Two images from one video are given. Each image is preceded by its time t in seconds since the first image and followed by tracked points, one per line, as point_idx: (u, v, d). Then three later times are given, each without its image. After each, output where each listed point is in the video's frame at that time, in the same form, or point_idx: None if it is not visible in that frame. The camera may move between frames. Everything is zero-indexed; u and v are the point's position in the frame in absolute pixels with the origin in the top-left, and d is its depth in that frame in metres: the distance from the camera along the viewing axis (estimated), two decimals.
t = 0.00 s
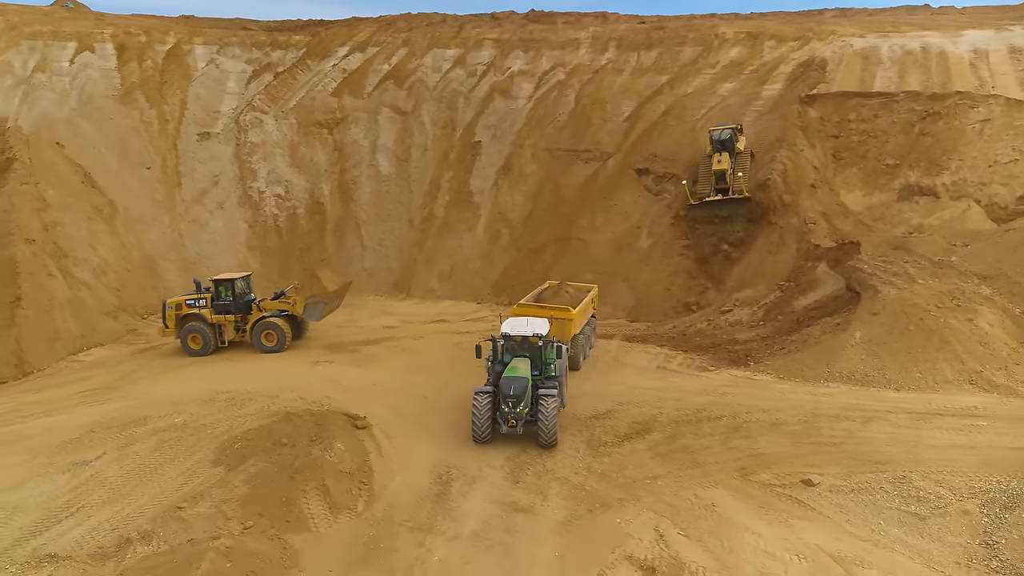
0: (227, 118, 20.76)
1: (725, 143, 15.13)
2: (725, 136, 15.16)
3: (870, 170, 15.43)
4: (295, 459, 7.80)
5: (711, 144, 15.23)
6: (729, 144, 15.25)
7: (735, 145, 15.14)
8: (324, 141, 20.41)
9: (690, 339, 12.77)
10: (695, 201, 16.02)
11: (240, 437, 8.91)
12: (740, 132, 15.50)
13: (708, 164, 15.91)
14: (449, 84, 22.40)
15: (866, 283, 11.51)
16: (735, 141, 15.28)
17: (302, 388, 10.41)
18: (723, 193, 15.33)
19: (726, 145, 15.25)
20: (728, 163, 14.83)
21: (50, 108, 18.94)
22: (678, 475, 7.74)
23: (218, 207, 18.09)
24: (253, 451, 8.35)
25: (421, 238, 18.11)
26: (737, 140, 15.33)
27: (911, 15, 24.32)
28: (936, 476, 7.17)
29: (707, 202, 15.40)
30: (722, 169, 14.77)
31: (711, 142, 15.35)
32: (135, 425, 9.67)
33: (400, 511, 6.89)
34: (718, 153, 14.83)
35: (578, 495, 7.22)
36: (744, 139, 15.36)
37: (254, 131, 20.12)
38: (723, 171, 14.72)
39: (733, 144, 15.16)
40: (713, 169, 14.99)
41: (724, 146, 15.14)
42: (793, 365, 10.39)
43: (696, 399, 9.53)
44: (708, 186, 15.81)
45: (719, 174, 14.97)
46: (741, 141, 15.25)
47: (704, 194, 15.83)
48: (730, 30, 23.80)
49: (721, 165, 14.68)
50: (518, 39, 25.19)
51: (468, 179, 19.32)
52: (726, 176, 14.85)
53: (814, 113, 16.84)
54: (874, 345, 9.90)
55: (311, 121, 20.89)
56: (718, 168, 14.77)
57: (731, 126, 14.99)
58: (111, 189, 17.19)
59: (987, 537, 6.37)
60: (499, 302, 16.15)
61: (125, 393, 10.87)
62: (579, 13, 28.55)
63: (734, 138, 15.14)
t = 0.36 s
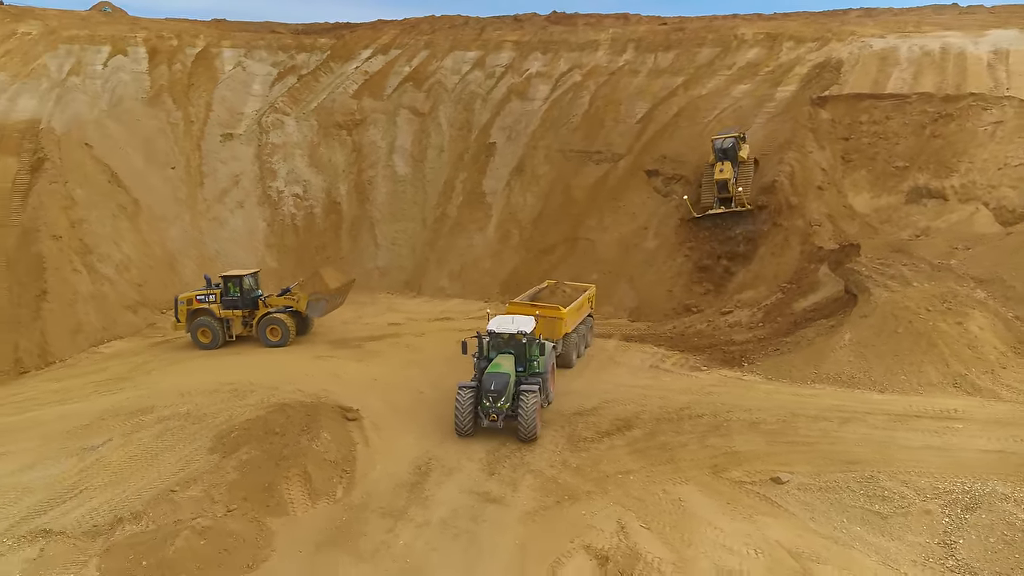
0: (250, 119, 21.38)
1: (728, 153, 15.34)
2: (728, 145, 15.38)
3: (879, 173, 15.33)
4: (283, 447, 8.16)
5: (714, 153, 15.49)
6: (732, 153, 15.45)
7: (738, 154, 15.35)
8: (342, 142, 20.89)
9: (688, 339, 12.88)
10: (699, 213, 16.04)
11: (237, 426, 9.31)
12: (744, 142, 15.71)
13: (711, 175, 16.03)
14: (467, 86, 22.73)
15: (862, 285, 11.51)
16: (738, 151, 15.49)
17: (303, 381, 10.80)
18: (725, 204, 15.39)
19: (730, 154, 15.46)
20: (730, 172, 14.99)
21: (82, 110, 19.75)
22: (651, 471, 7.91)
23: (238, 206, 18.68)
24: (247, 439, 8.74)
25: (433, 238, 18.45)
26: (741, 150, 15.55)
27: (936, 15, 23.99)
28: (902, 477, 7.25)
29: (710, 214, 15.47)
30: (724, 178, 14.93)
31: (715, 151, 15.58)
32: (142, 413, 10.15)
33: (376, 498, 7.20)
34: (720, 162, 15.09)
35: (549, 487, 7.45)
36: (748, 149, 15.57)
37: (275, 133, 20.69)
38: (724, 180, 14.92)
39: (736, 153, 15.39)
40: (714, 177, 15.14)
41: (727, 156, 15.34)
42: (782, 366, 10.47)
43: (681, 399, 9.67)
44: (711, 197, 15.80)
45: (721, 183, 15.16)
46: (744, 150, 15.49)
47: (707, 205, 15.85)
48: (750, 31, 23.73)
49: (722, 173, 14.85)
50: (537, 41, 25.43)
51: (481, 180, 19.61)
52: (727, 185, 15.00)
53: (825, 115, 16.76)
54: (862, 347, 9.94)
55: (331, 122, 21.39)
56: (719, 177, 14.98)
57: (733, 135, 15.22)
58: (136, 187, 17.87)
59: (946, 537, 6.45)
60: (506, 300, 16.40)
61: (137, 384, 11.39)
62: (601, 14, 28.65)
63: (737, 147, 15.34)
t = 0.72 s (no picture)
0: (269, 122, 21.95)
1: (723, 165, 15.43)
2: (722, 157, 15.47)
3: (884, 176, 15.27)
4: (271, 438, 8.53)
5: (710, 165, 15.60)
6: (728, 164, 15.54)
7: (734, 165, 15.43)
8: (357, 144, 21.34)
9: (682, 341, 13.00)
10: (695, 226, 16.09)
11: (232, 419, 9.72)
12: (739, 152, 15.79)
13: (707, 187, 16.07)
14: (481, 89, 23.05)
15: (854, 288, 11.53)
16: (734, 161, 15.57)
17: (300, 377, 11.19)
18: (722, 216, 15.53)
19: (725, 165, 15.56)
20: (725, 184, 15.09)
21: (108, 112, 20.50)
22: (622, 468, 8.11)
23: (255, 206, 19.22)
24: (239, 431, 9.13)
25: (443, 238, 18.78)
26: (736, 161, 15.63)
27: (957, 16, 23.73)
28: (865, 478, 7.36)
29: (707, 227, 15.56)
30: (718, 191, 15.04)
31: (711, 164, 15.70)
32: (146, 406, 10.61)
33: (351, 489, 7.51)
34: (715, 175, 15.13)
35: (519, 482, 7.69)
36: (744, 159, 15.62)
37: (293, 135, 21.23)
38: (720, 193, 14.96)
39: (731, 164, 15.47)
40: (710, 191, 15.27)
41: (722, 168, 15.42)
42: (767, 368, 10.56)
43: (663, 399, 9.84)
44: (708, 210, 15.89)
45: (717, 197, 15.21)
46: (740, 161, 15.53)
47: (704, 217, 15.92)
48: (766, 33, 23.70)
49: (716, 186, 14.95)
50: (553, 44, 25.65)
51: (492, 181, 19.90)
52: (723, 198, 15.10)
53: (832, 118, 16.73)
54: (846, 350, 9.99)
55: (347, 124, 21.86)
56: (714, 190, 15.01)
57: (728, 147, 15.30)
58: (157, 188, 18.50)
59: (900, 537, 6.56)
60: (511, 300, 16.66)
61: (146, 377, 11.89)
62: (619, 16, 28.76)
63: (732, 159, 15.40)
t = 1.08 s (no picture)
0: (286, 124, 22.53)
1: (716, 178, 15.13)
2: (714, 171, 15.15)
3: (885, 180, 15.23)
4: (259, 431, 8.91)
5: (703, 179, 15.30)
6: (722, 177, 15.22)
7: (728, 179, 15.11)
8: (371, 146, 21.79)
9: (675, 342, 13.14)
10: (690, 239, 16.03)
11: (228, 412, 10.14)
12: (733, 164, 15.47)
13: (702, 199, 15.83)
14: (494, 92, 23.38)
15: (843, 291, 11.59)
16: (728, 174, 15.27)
17: (297, 373, 11.58)
18: (716, 230, 15.28)
19: (719, 178, 15.26)
20: (717, 199, 14.82)
21: (132, 115, 21.23)
22: (593, 466, 8.33)
23: (269, 207, 19.74)
24: (232, 423, 9.54)
25: (450, 239, 19.10)
26: (730, 173, 15.32)
27: (976, 17, 23.45)
28: (825, 479, 7.49)
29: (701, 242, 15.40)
30: (711, 206, 14.78)
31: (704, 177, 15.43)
32: (149, 399, 11.09)
33: (328, 480, 7.85)
34: (706, 190, 14.85)
35: (490, 477, 7.96)
36: (739, 171, 15.27)
37: (308, 137, 21.76)
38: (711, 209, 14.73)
39: (724, 177, 15.19)
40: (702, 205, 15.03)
41: (715, 182, 15.12)
42: (751, 370, 10.69)
43: (644, 400, 10.03)
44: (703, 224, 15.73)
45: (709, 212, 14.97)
46: (733, 174, 15.16)
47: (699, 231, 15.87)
48: (780, 35, 23.67)
49: (709, 201, 14.70)
50: (567, 47, 25.88)
51: (500, 183, 20.18)
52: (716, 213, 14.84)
53: (836, 122, 16.71)
54: (827, 353, 10.09)
55: (361, 127, 22.33)
56: (705, 206, 14.79)
57: (720, 161, 14.98)
58: (175, 188, 19.12)
59: (852, 537, 6.70)
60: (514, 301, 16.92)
61: (153, 371, 12.39)
62: (635, 19, 28.89)
63: (724, 172, 15.06)
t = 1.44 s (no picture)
0: (300, 127, 23.06)
1: (709, 192, 15.17)
2: (707, 185, 15.21)
3: (885, 184, 15.19)
4: (246, 425, 9.30)
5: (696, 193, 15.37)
6: (715, 190, 15.26)
7: (720, 193, 15.15)
8: (382, 149, 22.22)
9: (666, 344, 13.29)
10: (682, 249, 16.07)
11: (223, 406, 10.56)
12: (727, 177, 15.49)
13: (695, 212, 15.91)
14: (504, 95, 23.68)
15: (830, 294, 11.65)
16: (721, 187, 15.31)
17: (294, 370, 11.97)
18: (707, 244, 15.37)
19: (712, 192, 15.31)
20: (708, 214, 14.89)
21: (152, 118, 21.92)
22: (563, 464, 8.56)
23: (281, 208, 20.24)
24: (223, 417, 9.95)
25: (456, 240, 19.42)
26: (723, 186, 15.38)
27: (993, 18, 23.17)
28: (784, 479, 7.64)
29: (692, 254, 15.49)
30: (703, 221, 14.84)
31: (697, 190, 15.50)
32: (152, 393, 11.57)
33: (305, 472, 8.20)
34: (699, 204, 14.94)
35: (460, 472, 8.23)
36: (733, 184, 15.28)
37: (321, 139, 22.26)
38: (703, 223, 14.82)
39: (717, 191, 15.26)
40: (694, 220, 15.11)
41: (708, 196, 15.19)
42: (732, 372, 10.82)
43: (623, 400, 10.22)
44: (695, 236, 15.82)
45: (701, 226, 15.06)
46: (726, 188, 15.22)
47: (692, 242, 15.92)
48: (791, 37, 23.61)
49: (700, 216, 14.77)
50: (579, 50, 26.07)
51: (506, 185, 20.45)
52: (707, 227, 14.92)
53: (839, 125, 16.70)
54: (805, 356, 10.20)
55: (373, 130, 22.77)
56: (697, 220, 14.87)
57: (713, 175, 14.99)
58: (191, 189, 19.72)
59: (803, 536, 6.86)
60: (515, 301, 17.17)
61: (158, 367, 12.89)
62: (650, 21, 28.98)
63: (717, 187, 15.13)
